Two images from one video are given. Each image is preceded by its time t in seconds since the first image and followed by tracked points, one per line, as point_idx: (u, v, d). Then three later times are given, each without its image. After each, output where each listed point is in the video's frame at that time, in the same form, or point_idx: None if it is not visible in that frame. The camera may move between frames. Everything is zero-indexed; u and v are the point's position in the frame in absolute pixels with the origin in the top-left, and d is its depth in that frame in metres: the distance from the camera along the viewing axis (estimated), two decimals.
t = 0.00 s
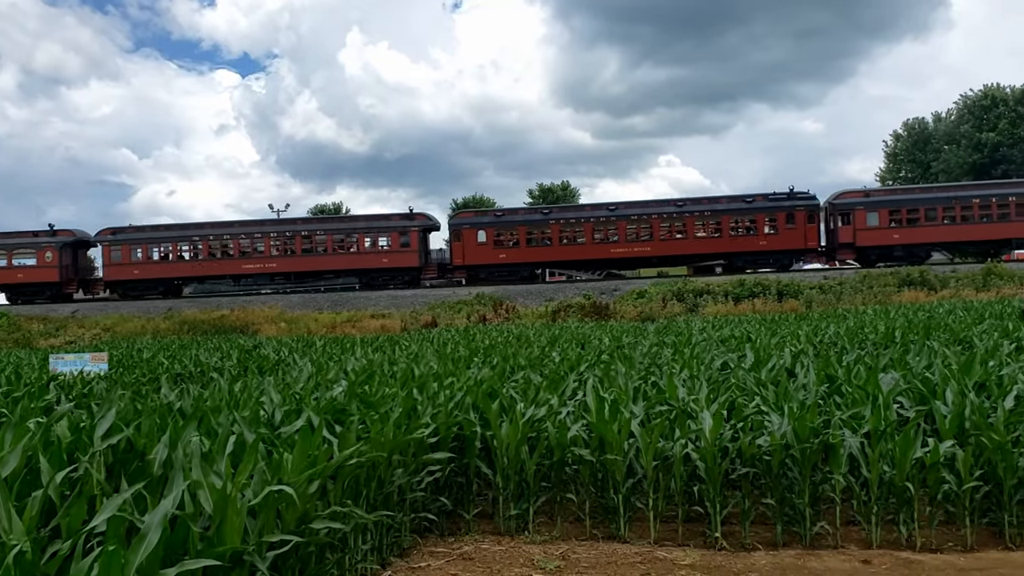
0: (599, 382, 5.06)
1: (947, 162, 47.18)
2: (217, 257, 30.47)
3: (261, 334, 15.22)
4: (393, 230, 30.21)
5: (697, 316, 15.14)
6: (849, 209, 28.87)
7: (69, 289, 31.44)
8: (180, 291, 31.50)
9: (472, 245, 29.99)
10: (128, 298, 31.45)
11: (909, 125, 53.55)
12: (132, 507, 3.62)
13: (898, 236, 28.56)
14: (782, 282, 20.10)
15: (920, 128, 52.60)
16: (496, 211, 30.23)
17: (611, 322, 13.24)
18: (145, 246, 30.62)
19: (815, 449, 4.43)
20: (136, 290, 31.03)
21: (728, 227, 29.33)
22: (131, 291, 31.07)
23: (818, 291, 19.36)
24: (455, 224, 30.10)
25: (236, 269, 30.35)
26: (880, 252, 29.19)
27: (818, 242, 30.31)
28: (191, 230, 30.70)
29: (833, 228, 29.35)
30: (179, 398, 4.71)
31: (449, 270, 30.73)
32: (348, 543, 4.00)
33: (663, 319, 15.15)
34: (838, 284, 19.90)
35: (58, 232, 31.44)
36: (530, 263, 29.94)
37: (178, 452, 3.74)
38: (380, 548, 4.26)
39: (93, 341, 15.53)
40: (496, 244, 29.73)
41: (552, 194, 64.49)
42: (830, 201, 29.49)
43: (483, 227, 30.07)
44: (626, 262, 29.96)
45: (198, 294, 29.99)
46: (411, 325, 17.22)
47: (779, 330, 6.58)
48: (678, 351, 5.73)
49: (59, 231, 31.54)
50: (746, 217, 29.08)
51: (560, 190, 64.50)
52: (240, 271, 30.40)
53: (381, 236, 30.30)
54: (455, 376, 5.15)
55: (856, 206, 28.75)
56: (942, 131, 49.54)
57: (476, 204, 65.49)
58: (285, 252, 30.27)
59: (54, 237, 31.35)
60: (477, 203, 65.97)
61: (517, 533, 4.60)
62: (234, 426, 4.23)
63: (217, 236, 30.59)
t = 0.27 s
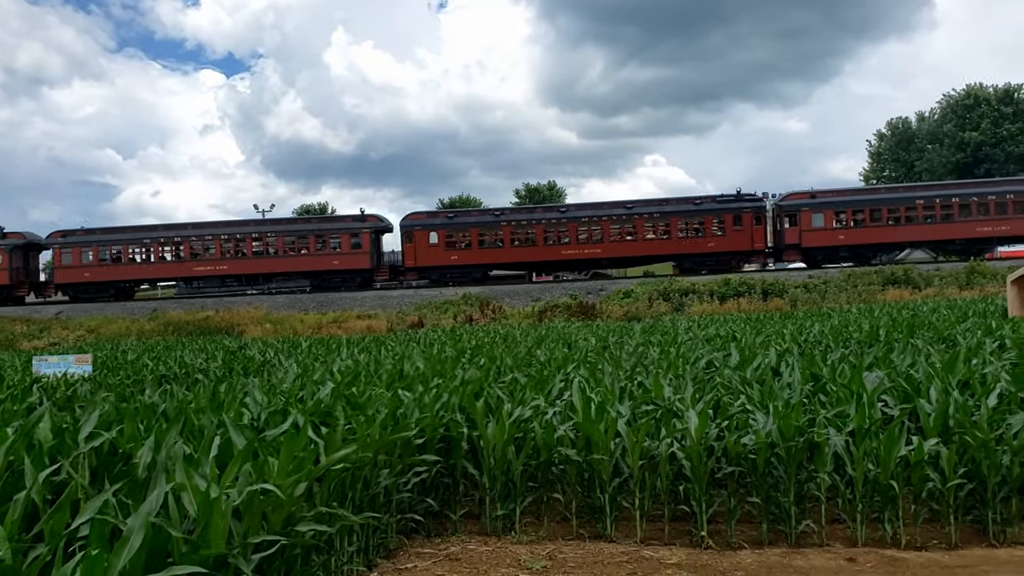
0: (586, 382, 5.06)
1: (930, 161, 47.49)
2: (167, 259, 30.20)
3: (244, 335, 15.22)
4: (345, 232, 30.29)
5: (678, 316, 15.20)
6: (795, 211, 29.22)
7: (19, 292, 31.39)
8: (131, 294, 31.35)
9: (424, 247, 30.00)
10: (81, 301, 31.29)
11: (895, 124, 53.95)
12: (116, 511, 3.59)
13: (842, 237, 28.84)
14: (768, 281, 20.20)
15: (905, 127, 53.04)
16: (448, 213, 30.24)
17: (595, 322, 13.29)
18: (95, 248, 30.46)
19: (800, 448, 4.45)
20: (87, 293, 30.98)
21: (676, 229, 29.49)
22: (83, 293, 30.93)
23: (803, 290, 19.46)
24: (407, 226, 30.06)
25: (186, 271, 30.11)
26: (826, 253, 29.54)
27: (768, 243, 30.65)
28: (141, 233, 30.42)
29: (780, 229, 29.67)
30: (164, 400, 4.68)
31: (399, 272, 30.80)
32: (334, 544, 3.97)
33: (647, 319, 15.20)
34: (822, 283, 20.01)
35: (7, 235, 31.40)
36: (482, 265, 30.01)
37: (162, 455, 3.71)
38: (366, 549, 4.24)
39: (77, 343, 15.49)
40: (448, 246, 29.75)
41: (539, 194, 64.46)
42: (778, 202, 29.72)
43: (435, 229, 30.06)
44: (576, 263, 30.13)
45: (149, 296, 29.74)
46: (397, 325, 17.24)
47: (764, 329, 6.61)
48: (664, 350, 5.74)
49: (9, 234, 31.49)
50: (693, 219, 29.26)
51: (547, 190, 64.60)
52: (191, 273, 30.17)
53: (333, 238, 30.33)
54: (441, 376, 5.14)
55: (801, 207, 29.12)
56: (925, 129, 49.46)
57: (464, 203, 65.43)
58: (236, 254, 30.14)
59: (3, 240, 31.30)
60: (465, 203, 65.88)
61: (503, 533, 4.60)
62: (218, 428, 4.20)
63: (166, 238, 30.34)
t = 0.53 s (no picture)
0: (580, 381, 5.07)
1: (923, 161, 47.93)
2: (125, 261, 30.07)
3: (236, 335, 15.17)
4: (303, 233, 30.07)
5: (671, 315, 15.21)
6: (750, 213, 29.19)
7: None
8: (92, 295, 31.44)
9: (382, 249, 29.84)
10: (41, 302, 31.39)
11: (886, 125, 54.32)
12: (110, 512, 3.56)
13: (798, 238, 28.87)
14: (760, 281, 20.23)
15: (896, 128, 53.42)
16: (406, 214, 30.07)
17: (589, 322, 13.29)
18: (53, 250, 30.44)
19: (793, 446, 4.46)
20: (46, 294, 31.13)
21: (633, 231, 29.51)
22: (43, 295, 31.05)
23: (796, 290, 19.50)
24: (365, 227, 29.90)
25: (145, 273, 29.90)
26: (780, 254, 29.53)
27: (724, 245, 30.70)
28: (100, 235, 30.37)
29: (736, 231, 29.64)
30: (157, 400, 4.66)
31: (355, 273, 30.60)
32: (328, 545, 3.95)
33: (639, 318, 15.20)
34: (815, 283, 20.05)
35: None
36: (440, 266, 29.90)
37: (155, 455, 3.68)
38: (360, 550, 4.22)
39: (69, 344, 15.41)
40: (405, 248, 29.61)
41: (531, 194, 64.32)
42: (733, 204, 29.65)
43: (394, 230, 29.88)
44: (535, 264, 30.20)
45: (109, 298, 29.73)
46: (390, 326, 17.20)
47: (756, 328, 6.63)
48: (657, 350, 5.76)
49: None
50: (650, 220, 29.30)
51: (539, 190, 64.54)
52: (149, 275, 29.95)
53: (291, 240, 30.10)
54: (435, 376, 5.14)
55: (757, 209, 29.09)
56: (918, 129, 49.62)
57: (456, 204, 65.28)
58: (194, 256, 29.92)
59: None
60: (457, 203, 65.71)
61: (497, 533, 4.60)
62: (211, 429, 4.18)
63: (125, 239, 30.17)
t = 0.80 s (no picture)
0: (570, 381, 5.07)
1: (910, 162, 48.34)
2: (80, 262, 30.04)
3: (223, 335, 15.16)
4: (256, 235, 30.07)
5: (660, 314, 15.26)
6: (701, 216, 29.23)
7: None
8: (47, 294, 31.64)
9: (337, 250, 29.80)
10: None
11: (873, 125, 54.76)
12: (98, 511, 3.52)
13: (747, 241, 28.86)
14: (748, 281, 20.29)
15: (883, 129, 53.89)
16: (360, 216, 30.00)
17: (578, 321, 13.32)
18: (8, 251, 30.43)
19: (782, 445, 4.47)
20: None
21: (586, 233, 29.60)
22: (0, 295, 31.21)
23: (784, 289, 19.57)
24: (320, 228, 29.84)
25: (99, 275, 29.86)
26: (732, 256, 29.60)
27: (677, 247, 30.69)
28: (54, 236, 30.34)
29: (687, 233, 29.64)
30: (145, 399, 4.63)
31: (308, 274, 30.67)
32: (317, 544, 3.92)
33: (629, 318, 15.24)
34: (803, 283, 20.10)
35: None
36: (395, 268, 29.82)
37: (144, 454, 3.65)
38: (349, 549, 4.19)
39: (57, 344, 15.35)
40: (359, 249, 29.54)
41: (520, 194, 64.23)
42: (684, 208, 29.75)
43: (348, 231, 29.81)
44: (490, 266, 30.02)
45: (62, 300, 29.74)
46: (379, 325, 17.18)
47: (745, 327, 6.66)
48: (647, 349, 5.77)
49: None
50: (603, 223, 29.42)
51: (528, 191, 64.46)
52: (103, 276, 29.91)
53: (244, 241, 30.11)
54: (425, 376, 5.13)
55: (707, 212, 29.10)
56: (906, 131, 49.91)
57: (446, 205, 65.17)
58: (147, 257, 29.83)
59: None
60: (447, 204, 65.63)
61: (487, 532, 4.59)
62: (200, 428, 4.14)
63: (79, 241, 30.12)
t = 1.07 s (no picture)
0: (550, 381, 5.08)
1: (887, 162, 48.88)
2: (24, 265, 29.74)
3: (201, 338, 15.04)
4: (200, 237, 29.40)
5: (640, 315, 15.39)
6: (644, 218, 29.18)
7: None
8: None
9: (281, 253, 29.32)
10: None
11: (852, 126, 55.32)
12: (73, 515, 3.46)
13: (690, 244, 28.94)
14: (728, 281, 20.39)
15: (862, 129, 54.47)
16: (305, 218, 29.53)
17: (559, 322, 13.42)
18: None
19: (761, 444, 4.49)
20: None
21: (532, 235, 29.29)
22: None
23: (763, 289, 19.68)
24: (264, 230, 29.37)
25: (42, 277, 29.47)
26: (674, 258, 29.51)
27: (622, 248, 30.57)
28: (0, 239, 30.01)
29: (631, 235, 29.43)
30: (122, 402, 4.58)
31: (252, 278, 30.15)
32: (298, 547, 3.88)
33: (609, 318, 15.31)
34: (782, 283, 20.22)
35: None
36: (339, 271, 29.34)
37: (120, 457, 3.58)
38: (330, 551, 4.15)
39: (31, 346, 15.19)
40: (303, 251, 29.08)
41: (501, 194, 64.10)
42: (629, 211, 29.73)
43: (293, 234, 29.35)
44: (435, 269, 29.49)
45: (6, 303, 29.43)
46: (358, 327, 17.12)
47: (724, 328, 6.70)
48: (627, 349, 5.79)
49: None
50: (548, 225, 29.14)
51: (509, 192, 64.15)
52: (46, 279, 29.52)
53: (187, 244, 29.45)
54: (405, 377, 5.13)
55: (650, 215, 29.12)
56: (882, 131, 50.15)
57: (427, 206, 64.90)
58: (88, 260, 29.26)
59: None
60: (428, 204, 65.36)
61: (468, 533, 4.58)
62: (178, 431, 4.09)
63: (24, 245, 29.77)
